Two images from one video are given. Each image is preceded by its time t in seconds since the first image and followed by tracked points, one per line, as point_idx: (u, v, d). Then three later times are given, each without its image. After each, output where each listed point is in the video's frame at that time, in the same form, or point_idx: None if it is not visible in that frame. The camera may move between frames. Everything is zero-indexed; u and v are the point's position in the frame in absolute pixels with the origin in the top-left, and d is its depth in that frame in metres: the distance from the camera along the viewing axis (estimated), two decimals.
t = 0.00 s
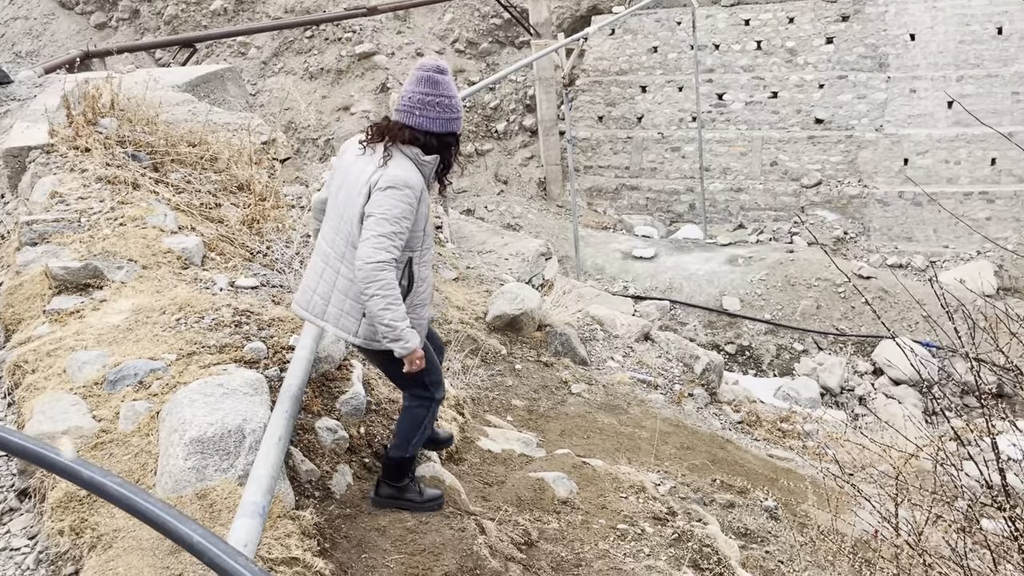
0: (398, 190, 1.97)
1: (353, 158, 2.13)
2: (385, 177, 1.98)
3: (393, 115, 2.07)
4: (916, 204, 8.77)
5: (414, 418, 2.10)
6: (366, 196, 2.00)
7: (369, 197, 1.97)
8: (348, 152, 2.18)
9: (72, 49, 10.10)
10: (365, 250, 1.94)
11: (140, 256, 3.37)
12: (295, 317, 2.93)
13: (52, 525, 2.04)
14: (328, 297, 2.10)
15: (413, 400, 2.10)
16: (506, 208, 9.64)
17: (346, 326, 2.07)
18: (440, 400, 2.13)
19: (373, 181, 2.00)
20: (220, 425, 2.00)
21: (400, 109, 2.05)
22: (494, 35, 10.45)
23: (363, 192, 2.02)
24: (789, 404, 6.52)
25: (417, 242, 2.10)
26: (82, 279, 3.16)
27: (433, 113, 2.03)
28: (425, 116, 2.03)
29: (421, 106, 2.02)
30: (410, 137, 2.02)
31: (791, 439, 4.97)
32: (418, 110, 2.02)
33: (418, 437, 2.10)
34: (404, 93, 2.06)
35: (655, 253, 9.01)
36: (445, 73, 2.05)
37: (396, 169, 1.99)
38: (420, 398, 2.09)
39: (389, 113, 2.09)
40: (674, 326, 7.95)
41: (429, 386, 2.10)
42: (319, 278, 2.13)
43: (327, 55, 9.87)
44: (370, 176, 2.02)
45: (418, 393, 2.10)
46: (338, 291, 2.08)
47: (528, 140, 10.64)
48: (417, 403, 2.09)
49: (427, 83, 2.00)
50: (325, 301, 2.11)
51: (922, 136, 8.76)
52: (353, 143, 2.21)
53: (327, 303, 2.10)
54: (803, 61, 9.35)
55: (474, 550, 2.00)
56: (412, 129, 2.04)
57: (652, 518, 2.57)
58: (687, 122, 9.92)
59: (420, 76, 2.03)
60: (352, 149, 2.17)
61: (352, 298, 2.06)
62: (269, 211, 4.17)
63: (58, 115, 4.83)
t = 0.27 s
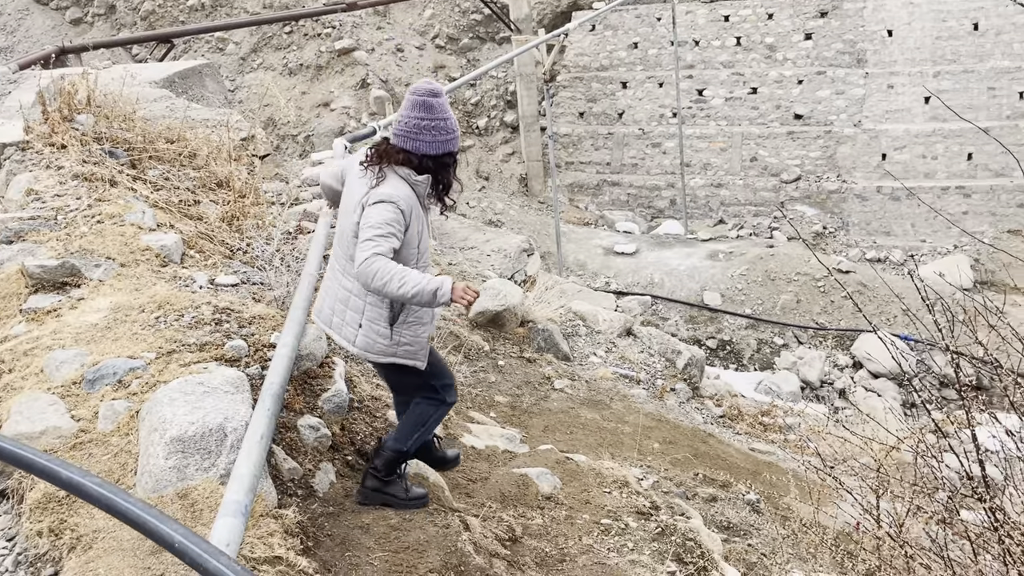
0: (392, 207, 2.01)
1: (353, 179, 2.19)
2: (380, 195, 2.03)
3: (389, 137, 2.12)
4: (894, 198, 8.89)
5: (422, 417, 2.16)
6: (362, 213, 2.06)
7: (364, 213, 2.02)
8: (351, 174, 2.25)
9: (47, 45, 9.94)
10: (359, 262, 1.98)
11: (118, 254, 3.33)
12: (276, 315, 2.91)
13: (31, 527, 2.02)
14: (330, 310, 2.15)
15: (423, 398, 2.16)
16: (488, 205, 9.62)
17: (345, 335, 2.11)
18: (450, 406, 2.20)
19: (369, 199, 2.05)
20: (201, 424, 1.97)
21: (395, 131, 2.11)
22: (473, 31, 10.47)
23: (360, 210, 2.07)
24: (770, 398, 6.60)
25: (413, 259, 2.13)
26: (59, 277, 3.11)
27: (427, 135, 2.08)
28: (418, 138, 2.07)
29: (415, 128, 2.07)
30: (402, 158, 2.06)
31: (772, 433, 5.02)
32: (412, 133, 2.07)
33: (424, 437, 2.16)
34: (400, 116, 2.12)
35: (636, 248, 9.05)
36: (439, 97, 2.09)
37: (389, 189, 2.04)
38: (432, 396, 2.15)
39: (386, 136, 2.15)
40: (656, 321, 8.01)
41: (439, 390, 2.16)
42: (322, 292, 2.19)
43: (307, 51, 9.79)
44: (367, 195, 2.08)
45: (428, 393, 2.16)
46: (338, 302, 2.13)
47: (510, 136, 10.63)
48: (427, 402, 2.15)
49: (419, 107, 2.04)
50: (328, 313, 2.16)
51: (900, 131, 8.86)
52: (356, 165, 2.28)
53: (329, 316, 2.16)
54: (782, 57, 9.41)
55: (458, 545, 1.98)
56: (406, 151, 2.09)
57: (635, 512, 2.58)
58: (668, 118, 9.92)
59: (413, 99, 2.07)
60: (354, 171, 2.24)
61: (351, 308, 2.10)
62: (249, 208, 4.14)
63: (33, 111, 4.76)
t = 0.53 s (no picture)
0: (397, 223, 2.11)
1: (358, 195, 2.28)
2: (385, 213, 2.12)
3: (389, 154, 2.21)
4: (869, 192, 9.04)
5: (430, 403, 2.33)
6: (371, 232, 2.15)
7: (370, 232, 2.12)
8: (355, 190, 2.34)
9: (16, 40, 9.74)
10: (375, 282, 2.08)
11: (93, 252, 3.28)
12: (254, 313, 2.87)
13: (6, 530, 1.98)
14: (340, 321, 2.25)
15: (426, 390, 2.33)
16: (467, 200, 9.60)
17: (358, 347, 2.21)
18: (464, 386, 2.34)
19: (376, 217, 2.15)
20: (179, 424, 1.94)
21: (394, 150, 2.19)
22: (450, 26, 10.47)
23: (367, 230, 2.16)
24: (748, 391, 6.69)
25: (418, 269, 2.24)
26: (32, 276, 3.06)
27: (425, 152, 2.17)
28: (418, 155, 2.17)
29: (415, 145, 2.16)
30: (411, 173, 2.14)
31: (751, 426, 5.06)
32: (411, 149, 2.17)
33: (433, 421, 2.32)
34: (398, 134, 2.21)
35: (615, 243, 9.08)
36: (433, 117, 2.18)
37: (396, 207, 2.13)
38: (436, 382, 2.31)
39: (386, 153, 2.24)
40: (635, 316, 8.05)
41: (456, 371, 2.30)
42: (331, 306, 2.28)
43: (282, 46, 9.68)
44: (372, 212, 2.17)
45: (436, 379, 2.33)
46: (349, 315, 2.23)
47: (488, 131, 10.61)
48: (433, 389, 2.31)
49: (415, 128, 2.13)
50: (338, 325, 2.25)
51: (874, 126, 9.01)
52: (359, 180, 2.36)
53: (339, 328, 2.25)
54: (758, 52, 9.46)
55: (442, 544, 1.97)
56: (406, 168, 2.17)
57: (617, 507, 2.59)
58: (645, 113, 10.00)
59: (409, 118, 2.16)
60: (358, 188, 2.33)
61: (363, 321, 2.20)
62: (225, 205, 4.09)
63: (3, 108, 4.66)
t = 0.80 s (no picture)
0: (414, 207, 2.21)
1: (357, 185, 2.34)
2: (399, 199, 2.21)
3: (387, 141, 2.28)
4: (844, 184, 9.16)
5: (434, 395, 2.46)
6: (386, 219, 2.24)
7: (388, 219, 2.20)
8: (350, 181, 2.38)
9: None
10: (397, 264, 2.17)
11: (64, 251, 3.21)
12: (231, 312, 2.83)
13: None
14: (360, 310, 2.32)
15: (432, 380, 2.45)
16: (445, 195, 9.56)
17: (382, 331, 2.30)
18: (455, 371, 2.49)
19: (390, 204, 2.23)
20: (156, 426, 1.88)
21: (393, 137, 2.27)
22: (427, 20, 10.33)
23: (381, 217, 2.24)
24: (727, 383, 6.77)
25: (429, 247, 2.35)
26: (2, 276, 2.99)
27: (424, 134, 2.28)
28: (419, 139, 2.27)
29: (412, 129, 2.26)
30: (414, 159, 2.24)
31: (731, 417, 5.10)
32: (412, 135, 2.26)
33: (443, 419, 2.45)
34: (393, 121, 2.28)
35: (593, 237, 9.10)
36: (425, 101, 2.28)
37: (407, 191, 2.23)
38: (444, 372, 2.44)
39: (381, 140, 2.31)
40: (614, 309, 8.09)
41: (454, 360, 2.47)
42: (345, 296, 2.34)
43: (256, 41, 9.55)
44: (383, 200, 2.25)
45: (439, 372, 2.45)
46: (368, 302, 2.30)
47: (465, 125, 10.57)
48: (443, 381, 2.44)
49: (412, 112, 2.23)
50: (357, 314, 2.32)
51: (848, 118, 9.11)
52: (351, 171, 2.41)
53: (359, 317, 2.32)
54: (733, 45, 9.52)
55: (425, 544, 1.95)
56: (409, 153, 2.27)
57: (600, 502, 2.59)
58: (622, 106, 10.02)
59: (405, 105, 2.25)
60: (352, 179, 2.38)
61: (385, 307, 2.29)
62: (200, 202, 4.03)
63: None
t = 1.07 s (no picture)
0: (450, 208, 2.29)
1: (378, 197, 2.36)
2: (434, 202, 2.29)
3: (402, 149, 2.32)
4: (821, 173, 9.21)
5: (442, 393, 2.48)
6: (423, 224, 2.30)
7: (430, 223, 2.27)
8: (367, 195, 2.39)
9: None
10: (449, 266, 2.25)
11: (35, 252, 3.12)
12: (209, 312, 2.72)
13: None
14: (405, 318, 2.35)
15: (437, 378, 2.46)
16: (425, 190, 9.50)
17: (430, 334, 2.36)
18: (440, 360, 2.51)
19: (426, 209, 2.29)
20: (133, 433, 1.82)
21: (408, 144, 2.31)
22: (402, 11, 10.18)
23: (419, 223, 2.30)
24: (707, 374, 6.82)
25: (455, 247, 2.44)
26: None
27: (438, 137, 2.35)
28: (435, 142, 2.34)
29: (425, 134, 2.31)
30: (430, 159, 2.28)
31: (714, 410, 5.12)
32: (429, 140, 2.31)
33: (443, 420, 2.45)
34: (404, 128, 2.32)
35: (573, 230, 9.08)
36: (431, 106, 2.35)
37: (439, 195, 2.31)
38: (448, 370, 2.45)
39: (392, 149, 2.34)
40: (594, 302, 8.09)
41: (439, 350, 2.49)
42: (387, 306, 2.36)
43: (229, 34, 9.40)
44: (417, 206, 2.31)
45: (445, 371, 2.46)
46: (412, 308, 2.35)
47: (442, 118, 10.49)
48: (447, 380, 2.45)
49: (425, 117, 2.28)
50: (401, 323, 2.35)
51: (824, 109, 9.18)
52: (363, 185, 2.41)
53: (405, 326, 2.35)
54: (710, 36, 9.51)
55: (414, 549, 1.91)
56: (428, 158, 2.33)
57: (588, 499, 2.58)
58: (600, 98, 9.99)
59: (417, 111, 2.30)
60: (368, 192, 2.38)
61: (430, 309, 2.35)
62: (175, 200, 3.95)
63: None
